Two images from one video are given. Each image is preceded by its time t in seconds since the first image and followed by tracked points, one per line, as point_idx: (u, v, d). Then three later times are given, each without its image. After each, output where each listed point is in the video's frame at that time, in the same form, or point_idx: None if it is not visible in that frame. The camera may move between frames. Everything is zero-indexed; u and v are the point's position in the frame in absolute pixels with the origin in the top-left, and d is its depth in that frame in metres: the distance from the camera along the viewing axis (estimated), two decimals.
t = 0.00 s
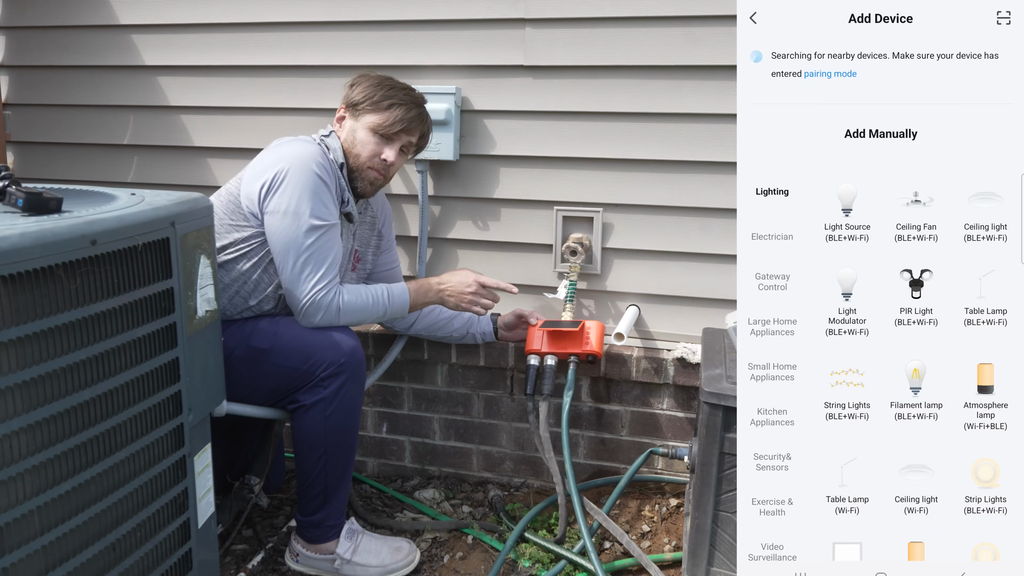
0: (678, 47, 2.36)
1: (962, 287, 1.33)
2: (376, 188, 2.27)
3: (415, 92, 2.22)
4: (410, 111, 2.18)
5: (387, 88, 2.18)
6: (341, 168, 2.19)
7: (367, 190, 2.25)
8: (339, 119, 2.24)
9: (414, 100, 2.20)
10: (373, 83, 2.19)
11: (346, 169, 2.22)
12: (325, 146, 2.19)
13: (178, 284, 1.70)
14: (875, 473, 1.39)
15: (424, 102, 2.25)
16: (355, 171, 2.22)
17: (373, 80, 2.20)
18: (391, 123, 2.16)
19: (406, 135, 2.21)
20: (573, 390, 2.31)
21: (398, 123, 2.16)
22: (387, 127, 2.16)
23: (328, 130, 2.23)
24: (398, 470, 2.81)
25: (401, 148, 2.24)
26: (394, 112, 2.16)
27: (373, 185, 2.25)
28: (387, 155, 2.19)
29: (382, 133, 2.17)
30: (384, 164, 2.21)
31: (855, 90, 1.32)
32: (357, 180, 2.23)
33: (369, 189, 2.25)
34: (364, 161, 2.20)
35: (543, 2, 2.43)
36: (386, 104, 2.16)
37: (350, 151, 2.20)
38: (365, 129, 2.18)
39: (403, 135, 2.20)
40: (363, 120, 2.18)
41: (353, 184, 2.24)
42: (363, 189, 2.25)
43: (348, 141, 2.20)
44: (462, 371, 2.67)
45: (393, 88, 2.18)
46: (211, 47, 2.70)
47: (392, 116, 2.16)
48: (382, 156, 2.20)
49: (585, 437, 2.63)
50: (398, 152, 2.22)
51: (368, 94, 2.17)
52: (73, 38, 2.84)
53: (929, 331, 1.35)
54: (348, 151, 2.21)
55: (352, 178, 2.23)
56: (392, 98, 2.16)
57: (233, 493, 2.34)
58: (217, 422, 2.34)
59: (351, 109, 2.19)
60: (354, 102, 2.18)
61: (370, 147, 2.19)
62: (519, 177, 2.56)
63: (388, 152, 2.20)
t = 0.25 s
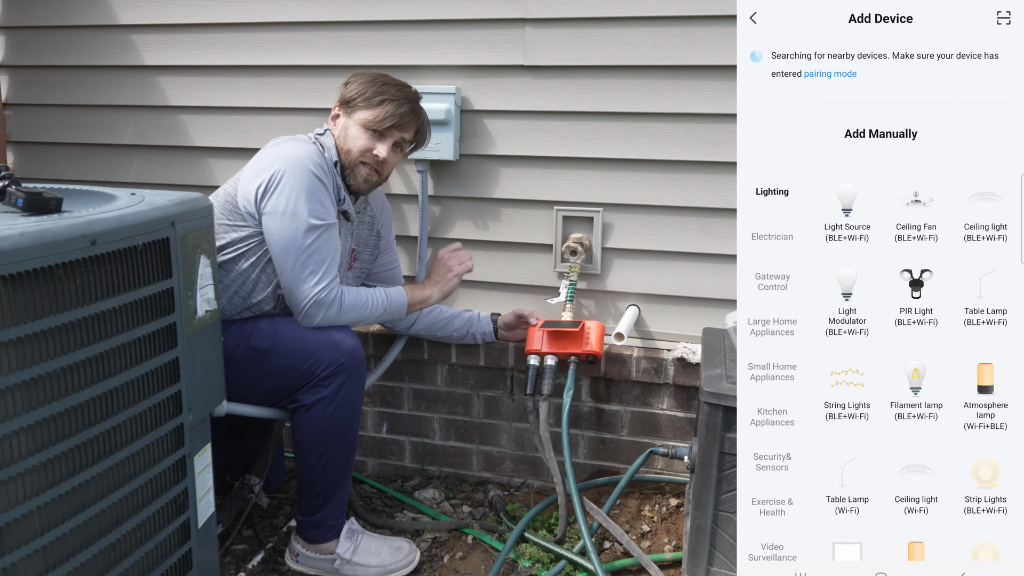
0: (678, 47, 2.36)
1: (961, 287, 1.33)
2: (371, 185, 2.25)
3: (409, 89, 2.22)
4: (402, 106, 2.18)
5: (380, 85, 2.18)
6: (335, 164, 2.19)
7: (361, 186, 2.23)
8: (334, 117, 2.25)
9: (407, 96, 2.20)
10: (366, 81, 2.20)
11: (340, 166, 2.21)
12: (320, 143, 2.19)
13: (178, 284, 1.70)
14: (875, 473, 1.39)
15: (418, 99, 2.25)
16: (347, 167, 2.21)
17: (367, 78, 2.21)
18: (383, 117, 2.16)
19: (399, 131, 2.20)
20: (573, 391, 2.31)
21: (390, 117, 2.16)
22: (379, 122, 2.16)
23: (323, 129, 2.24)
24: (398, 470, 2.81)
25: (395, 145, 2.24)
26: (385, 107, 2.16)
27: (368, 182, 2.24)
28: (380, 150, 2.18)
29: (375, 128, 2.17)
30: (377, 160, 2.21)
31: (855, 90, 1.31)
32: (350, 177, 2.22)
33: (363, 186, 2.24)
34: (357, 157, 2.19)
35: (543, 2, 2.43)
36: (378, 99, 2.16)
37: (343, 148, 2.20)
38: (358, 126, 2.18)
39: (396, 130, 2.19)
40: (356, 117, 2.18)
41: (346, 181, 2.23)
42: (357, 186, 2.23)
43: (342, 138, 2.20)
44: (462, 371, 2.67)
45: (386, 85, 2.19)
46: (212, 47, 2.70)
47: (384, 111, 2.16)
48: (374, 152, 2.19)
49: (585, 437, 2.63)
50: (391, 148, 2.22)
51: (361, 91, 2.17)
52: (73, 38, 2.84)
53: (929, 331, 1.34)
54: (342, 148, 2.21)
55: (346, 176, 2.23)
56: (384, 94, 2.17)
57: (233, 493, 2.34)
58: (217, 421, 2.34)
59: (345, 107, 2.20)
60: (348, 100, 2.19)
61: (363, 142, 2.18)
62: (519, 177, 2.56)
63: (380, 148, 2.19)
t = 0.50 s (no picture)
0: (678, 47, 2.36)
1: (962, 287, 1.33)
2: (372, 184, 2.26)
3: (408, 87, 2.22)
4: (402, 104, 2.18)
5: (379, 85, 2.18)
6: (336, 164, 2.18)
7: (362, 186, 2.24)
8: (334, 117, 2.25)
9: (407, 94, 2.20)
10: (365, 80, 2.20)
11: (341, 166, 2.21)
12: (319, 143, 2.19)
13: (178, 284, 1.70)
14: (875, 473, 1.39)
15: (417, 97, 2.25)
16: (348, 167, 2.21)
17: (366, 78, 2.21)
18: (383, 117, 2.16)
19: (399, 130, 2.21)
20: (573, 391, 2.31)
21: (390, 117, 2.16)
22: (379, 121, 2.16)
23: (323, 128, 2.23)
24: (398, 470, 2.81)
25: (395, 144, 2.24)
26: (386, 106, 2.16)
27: (369, 181, 2.24)
28: (381, 150, 2.19)
29: (375, 128, 2.17)
30: (378, 159, 2.21)
31: (855, 90, 1.31)
32: (351, 177, 2.22)
33: (364, 186, 2.24)
34: (358, 157, 2.19)
35: (543, 2, 2.43)
36: (378, 99, 2.16)
37: (344, 148, 2.20)
38: (358, 125, 2.18)
39: (397, 129, 2.20)
40: (356, 116, 2.18)
41: (347, 180, 2.23)
42: (359, 185, 2.24)
43: (342, 138, 2.20)
44: (462, 371, 2.67)
45: (386, 84, 2.19)
46: (212, 47, 2.70)
47: (384, 110, 2.16)
48: (376, 152, 2.19)
49: (585, 437, 2.63)
50: (392, 147, 2.22)
51: (360, 90, 2.18)
52: (73, 38, 2.83)
53: (929, 331, 1.34)
54: (342, 148, 2.21)
55: (347, 175, 2.23)
56: (384, 93, 2.17)
57: (233, 493, 2.33)
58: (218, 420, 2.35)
59: (345, 107, 2.20)
60: (347, 99, 2.19)
61: (364, 142, 2.18)
62: (519, 177, 2.56)
63: (382, 148, 2.19)
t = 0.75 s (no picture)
0: (678, 47, 2.36)
1: (962, 287, 1.33)
2: (372, 186, 2.26)
3: (410, 89, 2.22)
4: (404, 107, 2.18)
5: (381, 86, 2.18)
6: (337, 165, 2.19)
7: (363, 187, 2.24)
8: (336, 117, 2.25)
9: (409, 96, 2.20)
10: (367, 81, 2.20)
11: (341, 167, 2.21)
12: (321, 144, 2.19)
13: (178, 284, 1.70)
14: (875, 473, 1.39)
15: (419, 99, 2.25)
16: (349, 168, 2.21)
17: (368, 79, 2.21)
18: (385, 118, 2.16)
19: (400, 132, 2.21)
20: (573, 390, 2.31)
21: (392, 118, 2.16)
22: (381, 123, 2.16)
23: (324, 129, 2.24)
24: (398, 470, 2.81)
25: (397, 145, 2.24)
26: (388, 108, 2.16)
27: (370, 182, 2.24)
28: (382, 151, 2.19)
29: (377, 129, 2.17)
30: (379, 161, 2.21)
31: (855, 90, 1.31)
32: (352, 178, 2.22)
33: (365, 187, 2.24)
34: (359, 158, 2.19)
35: (543, 2, 2.43)
36: (380, 100, 2.16)
37: (345, 149, 2.20)
38: (359, 126, 2.18)
39: (398, 131, 2.20)
40: (357, 117, 2.18)
41: (347, 181, 2.23)
42: (359, 187, 2.24)
43: (343, 139, 2.20)
44: (462, 371, 2.67)
45: (388, 85, 2.19)
46: (212, 47, 2.70)
47: (386, 112, 2.16)
48: (377, 154, 2.19)
49: (585, 437, 2.63)
50: (393, 148, 2.22)
51: (362, 91, 2.17)
52: (73, 38, 2.84)
53: (929, 331, 1.34)
54: (343, 149, 2.21)
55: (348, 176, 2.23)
56: (385, 95, 2.17)
57: (233, 493, 2.33)
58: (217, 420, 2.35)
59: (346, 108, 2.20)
60: (349, 100, 2.18)
61: (365, 143, 2.18)
62: (519, 177, 2.56)
63: (384, 150, 2.19)
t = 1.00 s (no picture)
0: (678, 47, 2.36)
1: (962, 287, 1.33)
2: (372, 186, 2.27)
3: (409, 89, 2.22)
4: (404, 106, 2.18)
5: (381, 85, 2.18)
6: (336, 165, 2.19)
7: (363, 188, 2.25)
8: (336, 117, 2.24)
9: (409, 96, 2.20)
10: (367, 81, 2.19)
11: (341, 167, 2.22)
12: (321, 144, 2.19)
13: (178, 284, 1.70)
14: (875, 473, 1.39)
15: (419, 98, 2.25)
16: (349, 168, 2.21)
17: (367, 78, 2.20)
18: (385, 118, 2.16)
19: (401, 132, 2.21)
20: (573, 391, 2.31)
21: (392, 118, 2.16)
22: (381, 123, 2.16)
23: (324, 129, 2.23)
24: (398, 470, 2.81)
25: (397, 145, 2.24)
26: (388, 109, 2.16)
27: (369, 183, 2.25)
28: (382, 152, 2.19)
29: (377, 129, 2.17)
30: (379, 161, 2.21)
31: (855, 90, 1.31)
32: (351, 178, 2.23)
33: (365, 187, 2.25)
34: (359, 159, 2.20)
35: (543, 2, 2.43)
36: (380, 100, 2.16)
37: (345, 149, 2.20)
38: (359, 127, 2.18)
39: (398, 131, 2.20)
40: (357, 117, 2.18)
41: (347, 181, 2.24)
42: (359, 187, 2.25)
43: (343, 139, 2.20)
44: (462, 371, 2.67)
45: (388, 85, 2.19)
46: (212, 47, 2.70)
47: (387, 112, 2.16)
48: (378, 154, 2.19)
49: (585, 437, 2.63)
50: (393, 148, 2.22)
51: (362, 91, 2.17)
52: (73, 38, 2.83)
53: (929, 331, 1.34)
54: (343, 149, 2.21)
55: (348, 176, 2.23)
56: (386, 95, 2.16)
57: (233, 493, 2.33)
58: (217, 420, 2.34)
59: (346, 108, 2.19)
60: (349, 100, 2.18)
61: (365, 144, 2.18)
62: (519, 177, 2.56)
63: (384, 150, 2.19)
